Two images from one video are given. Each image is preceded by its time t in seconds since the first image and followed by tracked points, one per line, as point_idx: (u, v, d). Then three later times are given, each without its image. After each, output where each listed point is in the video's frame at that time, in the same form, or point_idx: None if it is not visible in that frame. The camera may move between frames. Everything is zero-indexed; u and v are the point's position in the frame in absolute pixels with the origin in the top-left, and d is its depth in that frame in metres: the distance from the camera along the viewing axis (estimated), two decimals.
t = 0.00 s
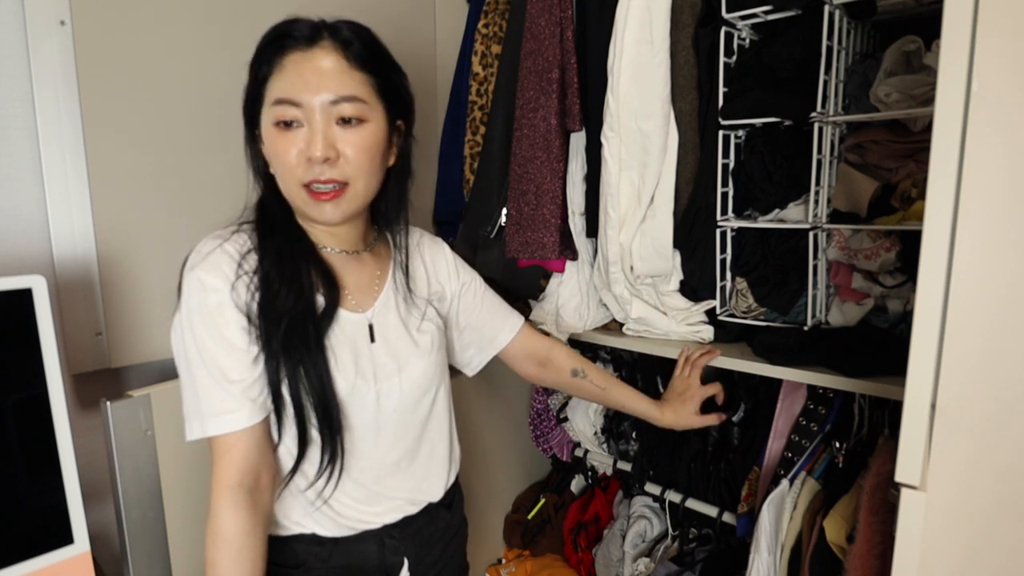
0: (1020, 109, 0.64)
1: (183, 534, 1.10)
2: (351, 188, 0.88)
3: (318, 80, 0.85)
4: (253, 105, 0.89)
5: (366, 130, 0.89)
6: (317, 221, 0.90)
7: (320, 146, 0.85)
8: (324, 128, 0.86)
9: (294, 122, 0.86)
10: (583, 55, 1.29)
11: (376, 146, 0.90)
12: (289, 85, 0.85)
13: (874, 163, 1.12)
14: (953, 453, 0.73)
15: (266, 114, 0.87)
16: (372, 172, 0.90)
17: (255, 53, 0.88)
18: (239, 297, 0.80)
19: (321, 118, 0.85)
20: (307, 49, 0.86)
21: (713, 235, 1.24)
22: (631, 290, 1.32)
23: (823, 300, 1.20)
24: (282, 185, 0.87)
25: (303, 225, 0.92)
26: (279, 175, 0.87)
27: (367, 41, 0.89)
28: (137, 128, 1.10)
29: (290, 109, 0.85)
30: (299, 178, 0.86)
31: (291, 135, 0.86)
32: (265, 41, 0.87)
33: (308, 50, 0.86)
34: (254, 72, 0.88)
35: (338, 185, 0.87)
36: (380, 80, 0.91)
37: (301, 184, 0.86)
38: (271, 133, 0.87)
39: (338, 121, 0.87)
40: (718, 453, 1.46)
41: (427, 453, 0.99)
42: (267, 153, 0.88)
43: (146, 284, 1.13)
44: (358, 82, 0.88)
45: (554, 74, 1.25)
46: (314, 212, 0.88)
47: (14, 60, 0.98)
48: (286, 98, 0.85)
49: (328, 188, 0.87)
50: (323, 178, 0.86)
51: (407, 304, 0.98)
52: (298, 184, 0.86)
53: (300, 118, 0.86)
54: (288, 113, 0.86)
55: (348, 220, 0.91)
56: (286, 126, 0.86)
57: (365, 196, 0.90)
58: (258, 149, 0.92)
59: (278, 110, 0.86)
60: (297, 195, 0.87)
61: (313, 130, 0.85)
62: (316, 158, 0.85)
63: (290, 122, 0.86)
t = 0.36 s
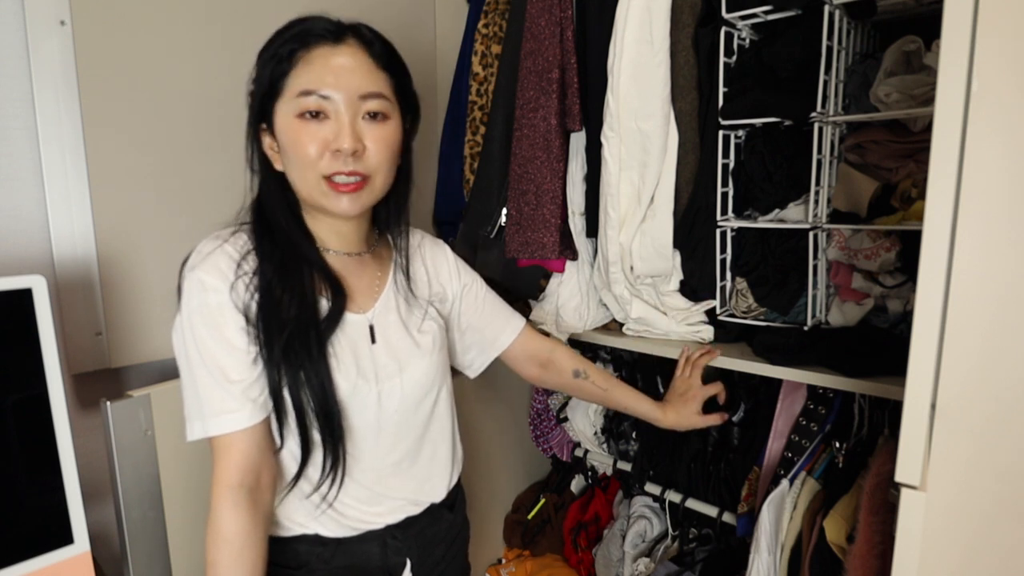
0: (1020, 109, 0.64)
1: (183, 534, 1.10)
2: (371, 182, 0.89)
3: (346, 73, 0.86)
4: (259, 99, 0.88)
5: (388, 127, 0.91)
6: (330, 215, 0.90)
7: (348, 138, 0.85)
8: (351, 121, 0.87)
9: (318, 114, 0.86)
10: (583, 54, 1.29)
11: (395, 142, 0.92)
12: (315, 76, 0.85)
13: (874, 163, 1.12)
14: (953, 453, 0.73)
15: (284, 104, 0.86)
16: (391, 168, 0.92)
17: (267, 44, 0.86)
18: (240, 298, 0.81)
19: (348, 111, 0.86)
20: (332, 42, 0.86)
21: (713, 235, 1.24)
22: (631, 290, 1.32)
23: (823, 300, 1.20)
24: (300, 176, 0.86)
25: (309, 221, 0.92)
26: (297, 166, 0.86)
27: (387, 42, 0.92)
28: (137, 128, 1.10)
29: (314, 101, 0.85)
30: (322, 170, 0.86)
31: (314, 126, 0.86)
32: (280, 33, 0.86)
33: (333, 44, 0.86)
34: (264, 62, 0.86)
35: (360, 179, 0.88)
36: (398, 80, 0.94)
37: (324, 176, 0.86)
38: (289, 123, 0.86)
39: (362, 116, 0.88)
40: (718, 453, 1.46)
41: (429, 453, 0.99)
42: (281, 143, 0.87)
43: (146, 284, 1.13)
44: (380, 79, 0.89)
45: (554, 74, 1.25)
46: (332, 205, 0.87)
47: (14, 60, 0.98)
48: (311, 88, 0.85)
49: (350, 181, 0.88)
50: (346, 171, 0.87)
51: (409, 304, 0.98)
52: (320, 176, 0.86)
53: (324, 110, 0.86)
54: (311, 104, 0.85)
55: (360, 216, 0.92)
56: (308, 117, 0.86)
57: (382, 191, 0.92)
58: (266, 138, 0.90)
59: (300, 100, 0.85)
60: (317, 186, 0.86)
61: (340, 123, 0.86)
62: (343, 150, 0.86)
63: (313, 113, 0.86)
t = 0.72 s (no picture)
0: (1020, 109, 0.64)
1: (183, 535, 1.10)
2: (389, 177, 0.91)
3: (368, 71, 0.87)
4: (270, 95, 0.86)
5: (403, 125, 0.93)
6: (347, 211, 0.90)
7: (376, 133, 0.87)
8: (376, 117, 0.88)
9: (340, 108, 0.86)
10: (583, 54, 1.29)
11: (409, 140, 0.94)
12: (341, 71, 0.85)
13: (874, 163, 1.12)
14: (953, 453, 0.73)
15: (303, 98, 0.85)
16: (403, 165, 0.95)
17: (279, 40, 0.85)
18: (239, 298, 0.81)
19: (371, 108, 0.88)
20: (351, 41, 0.87)
21: (713, 235, 1.24)
22: (631, 290, 1.32)
23: (823, 300, 1.20)
24: (319, 168, 0.85)
25: (311, 221, 0.92)
26: (316, 159, 0.85)
27: (396, 45, 0.94)
28: (138, 128, 1.10)
29: (338, 95, 0.85)
30: (347, 163, 0.86)
31: (338, 120, 0.85)
32: (294, 30, 0.85)
33: (351, 42, 0.87)
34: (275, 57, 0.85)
35: (381, 174, 0.89)
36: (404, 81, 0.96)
37: (347, 170, 0.86)
38: (310, 117, 0.85)
39: (383, 113, 0.90)
40: (718, 453, 1.46)
41: (431, 453, 0.99)
42: (299, 136, 0.85)
43: (146, 284, 1.13)
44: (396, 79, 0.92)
45: (554, 74, 1.25)
46: (353, 199, 0.87)
47: (14, 60, 0.98)
48: (337, 82, 0.85)
49: (373, 175, 0.88)
50: (369, 165, 0.88)
51: (410, 303, 0.98)
52: (343, 169, 0.86)
53: (347, 105, 0.86)
54: (334, 98, 0.85)
55: (375, 212, 0.92)
56: (330, 111, 0.85)
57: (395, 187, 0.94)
58: (272, 133, 0.88)
59: (323, 95, 0.85)
60: (339, 180, 0.86)
61: (365, 118, 0.87)
62: (369, 145, 0.87)
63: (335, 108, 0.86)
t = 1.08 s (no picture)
0: (1020, 109, 0.64)
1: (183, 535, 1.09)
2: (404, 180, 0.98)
3: (399, 86, 0.93)
4: (297, 92, 0.83)
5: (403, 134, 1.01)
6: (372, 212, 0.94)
7: (410, 143, 0.94)
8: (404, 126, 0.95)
9: (382, 116, 0.90)
10: (583, 54, 1.29)
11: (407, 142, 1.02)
12: (384, 81, 0.89)
13: (874, 163, 1.12)
14: (953, 453, 0.73)
15: (356, 101, 0.87)
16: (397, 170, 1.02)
17: (300, 36, 0.82)
18: (229, 297, 0.80)
19: (400, 119, 0.94)
20: (380, 53, 0.91)
21: (713, 235, 1.24)
22: (631, 291, 1.31)
23: (823, 300, 1.20)
24: (367, 173, 0.88)
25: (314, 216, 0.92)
26: (365, 165, 0.88)
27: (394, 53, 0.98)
28: (137, 128, 1.10)
29: (385, 105, 0.90)
30: (386, 169, 0.91)
31: (384, 128, 0.90)
32: (319, 28, 0.83)
33: (380, 54, 0.91)
34: (300, 54, 0.82)
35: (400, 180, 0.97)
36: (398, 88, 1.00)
37: (385, 174, 0.91)
38: (364, 121, 0.87)
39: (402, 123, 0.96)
40: (717, 453, 1.46)
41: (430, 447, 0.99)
42: (348, 140, 0.86)
43: (145, 284, 1.13)
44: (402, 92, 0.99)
45: (554, 74, 1.25)
46: (384, 201, 0.93)
47: (14, 60, 0.98)
48: (382, 92, 0.89)
49: (397, 181, 0.95)
50: (397, 171, 0.94)
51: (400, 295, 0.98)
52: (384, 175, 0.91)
53: (387, 115, 0.91)
54: (382, 107, 0.90)
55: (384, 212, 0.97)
56: (377, 118, 0.89)
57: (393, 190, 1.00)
58: (305, 126, 0.85)
59: (374, 102, 0.88)
60: (378, 185, 0.91)
61: (399, 128, 0.93)
62: (403, 154, 0.94)
63: (380, 115, 0.90)
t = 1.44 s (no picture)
0: (1020, 109, 0.64)
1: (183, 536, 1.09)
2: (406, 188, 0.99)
3: (409, 93, 0.93)
4: (308, 96, 0.82)
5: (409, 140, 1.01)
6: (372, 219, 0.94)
7: (416, 151, 0.94)
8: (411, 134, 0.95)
9: (391, 125, 0.90)
10: (583, 54, 1.29)
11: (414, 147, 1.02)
12: (395, 89, 0.89)
13: (874, 163, 1.12)
14: (953, 453, 0.73)
15: (366, 110, 0.86)
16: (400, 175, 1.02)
17: (312, 39, 0.82)
18: (230, 297, 0.80)
19: (407, 127, 0.94)
20: (393, 60, 0.91)
21: (713, 235, 1.25)
22: (632, 291, 1.32)
23: (823, 300, 1.20)
24: (371, 181, 0.89)
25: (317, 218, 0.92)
26: (370, 173, 0.88)
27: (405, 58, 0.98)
28: (138, 128, 1.10)
29: (394, 113, 0.90)
30: (391, 177, 0.92)
31: (392, 137, 0.90)
32: (332, 32, 0.83)
33: (392, 61, 0.91)
34: (310, 58, 0.82)
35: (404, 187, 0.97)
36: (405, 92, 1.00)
37: (389, 183, 0.92)
38: (373, 129, 0.87)
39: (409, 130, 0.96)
40: (718, 453, 1.46)
41: (428, 446, 1.00)
42: (355, 147, 0.86)
43: (145, 284, 1.13)
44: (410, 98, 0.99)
45: (554, 74, 1.25)
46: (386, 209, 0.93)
47: (14, 60, 0.98)
48: (393, 100, 0.89)
49: (400, 189, 0.96)
50: (401, 180, 0.95)
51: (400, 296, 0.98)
52: (387, 184, 0.91)
53: (396, 123, 0.91)
54: (391, 116, 0.89)
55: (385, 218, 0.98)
56: (386, 127, 0.89)
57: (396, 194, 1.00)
58: (314, 132, 0.85)
59: (384, 111, 0.88)
60: (381, 193, 0.91)
61: (407, 137, 0.93)
62: (408, 162, 0.94)
63: (389, 124, 0.90)
